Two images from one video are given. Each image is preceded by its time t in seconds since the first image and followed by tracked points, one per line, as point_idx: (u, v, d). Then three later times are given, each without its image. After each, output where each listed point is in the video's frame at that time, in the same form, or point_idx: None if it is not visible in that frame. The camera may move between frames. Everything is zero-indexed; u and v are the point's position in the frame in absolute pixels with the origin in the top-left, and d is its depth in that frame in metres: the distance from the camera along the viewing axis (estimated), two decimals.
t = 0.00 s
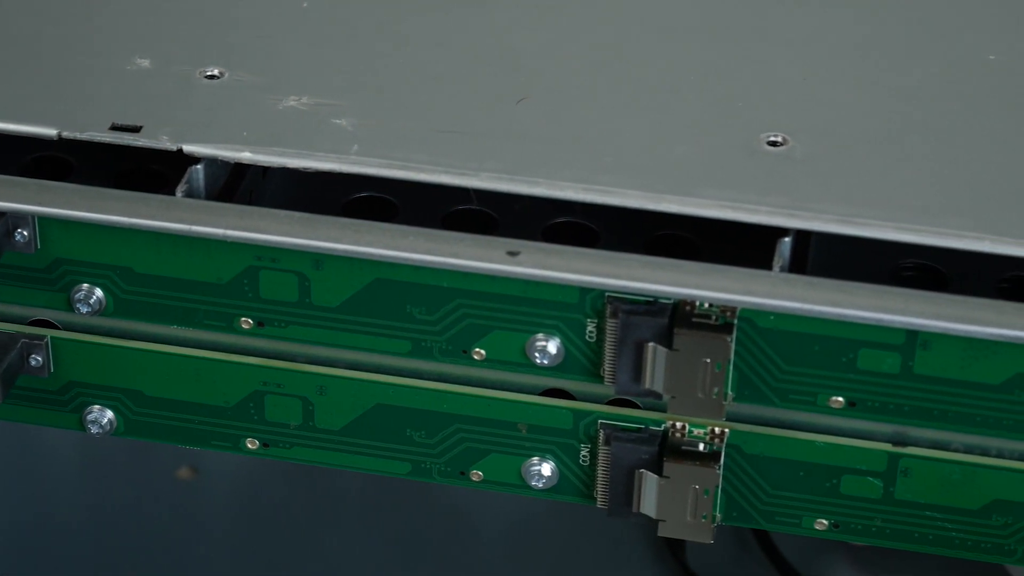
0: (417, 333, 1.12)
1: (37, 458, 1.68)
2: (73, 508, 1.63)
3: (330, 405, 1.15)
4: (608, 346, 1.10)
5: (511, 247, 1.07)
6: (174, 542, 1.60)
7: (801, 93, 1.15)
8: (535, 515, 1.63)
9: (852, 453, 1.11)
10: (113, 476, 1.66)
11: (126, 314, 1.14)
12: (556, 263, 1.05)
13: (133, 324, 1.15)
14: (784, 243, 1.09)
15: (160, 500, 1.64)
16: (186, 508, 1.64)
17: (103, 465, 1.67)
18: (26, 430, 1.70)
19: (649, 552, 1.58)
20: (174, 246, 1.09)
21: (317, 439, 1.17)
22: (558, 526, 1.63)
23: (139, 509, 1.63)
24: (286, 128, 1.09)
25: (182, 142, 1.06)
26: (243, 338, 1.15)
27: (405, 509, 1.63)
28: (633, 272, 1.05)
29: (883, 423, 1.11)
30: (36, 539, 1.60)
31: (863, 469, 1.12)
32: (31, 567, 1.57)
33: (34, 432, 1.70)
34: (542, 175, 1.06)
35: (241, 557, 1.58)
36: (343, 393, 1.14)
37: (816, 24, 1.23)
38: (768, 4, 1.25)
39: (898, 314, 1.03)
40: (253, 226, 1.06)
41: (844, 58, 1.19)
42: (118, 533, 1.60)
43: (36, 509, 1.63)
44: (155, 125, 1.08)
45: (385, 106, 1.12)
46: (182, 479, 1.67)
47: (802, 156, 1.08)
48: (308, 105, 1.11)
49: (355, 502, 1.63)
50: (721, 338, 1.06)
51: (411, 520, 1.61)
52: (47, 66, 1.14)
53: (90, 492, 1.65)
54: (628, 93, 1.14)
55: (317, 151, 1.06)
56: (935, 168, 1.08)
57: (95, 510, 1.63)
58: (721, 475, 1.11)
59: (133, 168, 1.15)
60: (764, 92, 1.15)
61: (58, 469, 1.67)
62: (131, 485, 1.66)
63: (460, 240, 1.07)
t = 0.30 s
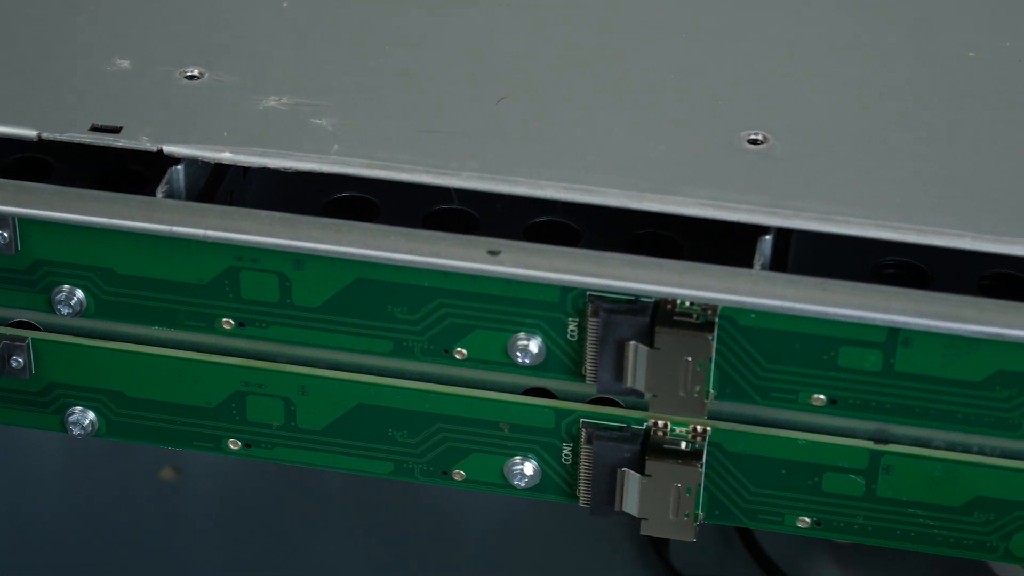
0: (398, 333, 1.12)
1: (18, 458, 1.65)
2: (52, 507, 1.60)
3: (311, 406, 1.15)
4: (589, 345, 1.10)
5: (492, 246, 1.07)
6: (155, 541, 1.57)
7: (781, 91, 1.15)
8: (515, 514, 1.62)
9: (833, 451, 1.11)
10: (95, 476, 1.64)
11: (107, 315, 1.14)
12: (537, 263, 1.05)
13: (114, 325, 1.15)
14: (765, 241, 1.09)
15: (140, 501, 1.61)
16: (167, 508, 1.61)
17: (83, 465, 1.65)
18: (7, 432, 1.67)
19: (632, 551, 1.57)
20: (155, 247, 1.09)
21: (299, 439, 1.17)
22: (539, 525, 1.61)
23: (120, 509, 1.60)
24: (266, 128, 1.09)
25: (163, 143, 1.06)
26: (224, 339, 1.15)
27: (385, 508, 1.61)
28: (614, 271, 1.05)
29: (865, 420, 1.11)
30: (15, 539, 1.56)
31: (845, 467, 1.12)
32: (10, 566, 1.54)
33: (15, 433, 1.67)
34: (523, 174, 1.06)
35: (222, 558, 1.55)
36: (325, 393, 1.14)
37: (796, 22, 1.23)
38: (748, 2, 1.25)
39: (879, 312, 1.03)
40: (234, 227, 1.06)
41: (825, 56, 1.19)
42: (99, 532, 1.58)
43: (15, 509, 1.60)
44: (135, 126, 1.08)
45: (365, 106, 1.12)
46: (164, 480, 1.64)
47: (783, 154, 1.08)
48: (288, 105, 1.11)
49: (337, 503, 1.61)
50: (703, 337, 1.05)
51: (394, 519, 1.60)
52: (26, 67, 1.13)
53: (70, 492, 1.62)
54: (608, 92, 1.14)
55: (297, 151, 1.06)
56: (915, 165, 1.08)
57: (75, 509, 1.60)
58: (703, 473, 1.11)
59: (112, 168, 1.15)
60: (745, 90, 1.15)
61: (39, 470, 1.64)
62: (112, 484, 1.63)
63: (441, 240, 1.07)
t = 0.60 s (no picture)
0: (381, 333, 1.12)
1: (3, 460, 1.65)
2: (38, 510, 1.59)
3: (295, 407, 1.15)
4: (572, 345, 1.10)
5: (474, 246, 1.06)
6: (138, 542, 1.57)
7: (763, 90, 1.15)
8: (501, 513, 1.60)
9: (818, 450, 1.11)
10: (80, 478, 1.64)
11: (90, 317, 1.14)
12: (520, 262, 1.05)
13: (97, 327, 1.15)
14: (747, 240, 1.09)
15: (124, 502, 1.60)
16: (151, 509, 1.60)
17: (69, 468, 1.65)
18: None
19: (617, 550, 1.56)
20: (137, 249, 1.09)
21: (282, 440, 1.17)
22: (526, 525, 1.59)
23: (106, 510, 1.60)
24: (248, 128, 1.09)
25: (145, 144, 1.06)
26: (207, 340, 1.15)
27: (368, 508, 1.60)
28: (597, 270, 1.05)
29: (848, 418, 1.11)
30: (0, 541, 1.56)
31: (828, 465, 1.12)
32: None
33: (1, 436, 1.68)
34: (505, 174, 1.06)
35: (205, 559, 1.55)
36: (308, 394, 1.14)
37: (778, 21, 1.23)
38: (732, 1, 1.25)
39: (861, 311, 1.03)
40: (216, 228, 1.06)
41: (808, 55, 1.19)
42: (81, 534, 1.57)
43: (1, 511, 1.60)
44: (117, 127, 1.08)
45: (346, 107, 1.11)
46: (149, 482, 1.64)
47: (765, 153, 1.08)
48: (270, 106, 1.11)
49: (322, 503, 1.60)
50: (686, 336, 1.05)
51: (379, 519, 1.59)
52: (7, 69, 1.13)
53: (56, 494, 1.62)
54: (590, 91, 1.14)
55: (280, 152, 1.06)
56: (896, 163, 1.08)
57: (60, 511, 1.60)
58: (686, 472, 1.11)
59: (95, 170, 1.16)
60: (727, 89, 1.15)
61: (25, 472, 1.64)
62: (97, 486, 1.63)
63: (423, 240, 1.07)
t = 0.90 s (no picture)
0: (364, 334, 1.11)
1: None
2: (23, 511, 1.59)
3: (277, 408, 1.15)
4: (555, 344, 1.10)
5: (456, 247, 1.06)
6: (123, 545, 1.56)
7: (745, 89, 1.15)
8: (486, 513, 1.60)
9: (800, 449, 1.11)
10: (65, 480, 1.63)
11: (72, 319, 1.14)
12: (502, 262, 1.05)
13: (79, 329, 1.15)
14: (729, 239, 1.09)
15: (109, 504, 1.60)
16: (136, 511, 1.60)
17: (53, 469, 1.64)
18: None
19: (602, 549, 1.56)
20: (118, 251, 1.09)
21: (265, 441, 1.17)
22: (514, 526, 1.59)
23: (91, 512, 1.60)
24: (230, 129, 1.09)
25: (126, 146, 1.06)
26: (189, 341, 1.14)
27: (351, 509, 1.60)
28: (579, 270, 1.05)
29: (830, 416, 1.11)
30: None
31: (811, 464, 1.12)
32: None
33: None
34: (486, 174, 1.06)
35: (192, 562, 1.54)
36: (290, 394, 1.14)
37: (760, 20, 1.23)
38: (713, 0, 1.25)
39: (844, 309, 1.03)
40: (198, 229, 1.06)
41: (790, 54, 1.19)
42: (66, 537, 1.57)
43: None
44: (98, 129, 1.08)
45: (328, 108, 1.11)
46: (132, 483, 1.63)
47: (747, 152, 1.08)
48: (252, 107, 1.11)
49: (307, 503, 1.60)
50: (667, 336, 1.05)
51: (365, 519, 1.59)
52: None
53: (40, 496, 1.61)
54: (571, 91, 1.14)
55: (261, 153, 1.06)
56: (877, 161, 1.08)
57: (44, 513, 1.59)
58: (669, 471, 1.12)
59: (77, 171, 1.16)
60: (708, 89, 1.15)
61: (9, 474, 1.64)
62: (81, 487, 1.63)
63: (405, 240, 1.07)
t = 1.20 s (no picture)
0: (348, 334, 1.11)
1: None
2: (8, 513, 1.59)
3: (261, 408, 1.15)
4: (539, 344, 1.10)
5: (440, 247, 1.06)
6: (110, 548, 1.56)
7: (727, 88, 1.16)
8: (473, 513, 1.60)
9: (785, 447, 1.11)
10: (50, 482, 1.63)
11: (56, 321, 1.14)
12: (485, 262, 1.05)
13: (63, 331, 1.15)
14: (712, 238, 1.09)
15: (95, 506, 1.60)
16: (122, 512, 1.60)
17: (39, 472, 1.64)
18: None
19: (589, 549, 1.56)
20: (102, 252, 1.09)
21: (249, 442, 1.17)
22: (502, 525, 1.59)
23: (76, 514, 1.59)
24: (213, 130, 1.09)
25: (109, 147, 1.06)
26: (173, 342, 1.14)
27: (339, 511, 1.59)
28: (562, 269, 1.05)
29: (814, 415, 1.11)
30: None
31: (795, 462, 1.12)
32: None
33: None
34: (469, 174, 1.06)
35: (179, 564, 1.54)
36: (274, 395, 1.14)
37: (742, 19, 1.23)
38: None
39: (827, 307, 1.03)
40: (181, 230, 1.06)
41: (773, 53, 1.19)
42: (52, 540, 1.56)
43: None
44: (81, 130, 1.07)
45: (310, 108, 1.11)
46: (118, 485, 1.63)
47: (729, 150, 1.08)
48: (235, 108, 1.11)
49: (294, 504, 1.60)
50: (651, 335, 1.05)
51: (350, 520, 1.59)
52: None
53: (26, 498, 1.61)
54: (554, 91, 1.15)
55: (245, 154, 1.06)
56: (860, 160, 1.09)
57: (30, 515, 1.59)
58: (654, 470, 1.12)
59: (61, 173, 1.16)
60: (691, 88, 1.15)
61: None
62: (67, 489, 1.62)
63: (388, 240, 1.06)
